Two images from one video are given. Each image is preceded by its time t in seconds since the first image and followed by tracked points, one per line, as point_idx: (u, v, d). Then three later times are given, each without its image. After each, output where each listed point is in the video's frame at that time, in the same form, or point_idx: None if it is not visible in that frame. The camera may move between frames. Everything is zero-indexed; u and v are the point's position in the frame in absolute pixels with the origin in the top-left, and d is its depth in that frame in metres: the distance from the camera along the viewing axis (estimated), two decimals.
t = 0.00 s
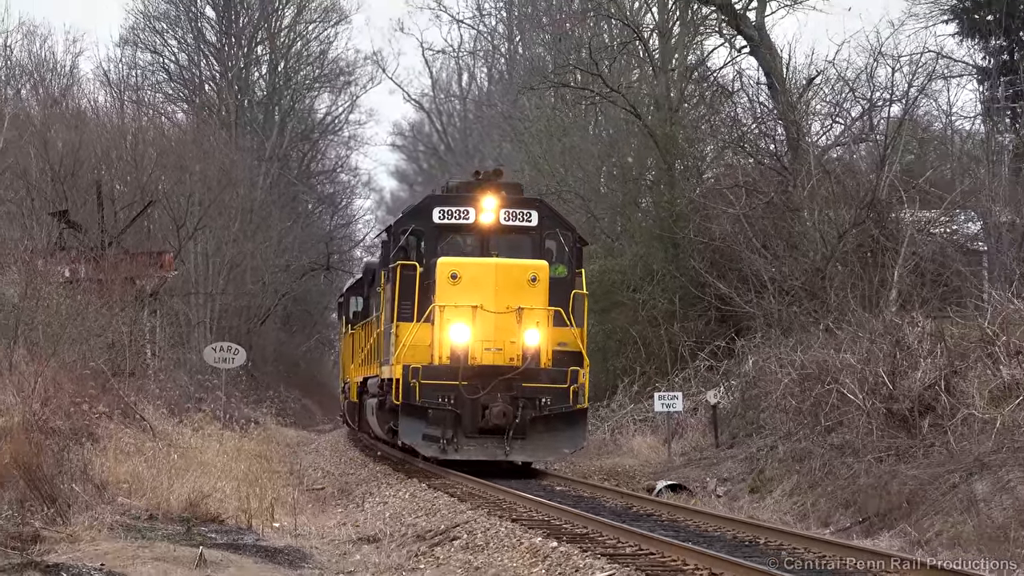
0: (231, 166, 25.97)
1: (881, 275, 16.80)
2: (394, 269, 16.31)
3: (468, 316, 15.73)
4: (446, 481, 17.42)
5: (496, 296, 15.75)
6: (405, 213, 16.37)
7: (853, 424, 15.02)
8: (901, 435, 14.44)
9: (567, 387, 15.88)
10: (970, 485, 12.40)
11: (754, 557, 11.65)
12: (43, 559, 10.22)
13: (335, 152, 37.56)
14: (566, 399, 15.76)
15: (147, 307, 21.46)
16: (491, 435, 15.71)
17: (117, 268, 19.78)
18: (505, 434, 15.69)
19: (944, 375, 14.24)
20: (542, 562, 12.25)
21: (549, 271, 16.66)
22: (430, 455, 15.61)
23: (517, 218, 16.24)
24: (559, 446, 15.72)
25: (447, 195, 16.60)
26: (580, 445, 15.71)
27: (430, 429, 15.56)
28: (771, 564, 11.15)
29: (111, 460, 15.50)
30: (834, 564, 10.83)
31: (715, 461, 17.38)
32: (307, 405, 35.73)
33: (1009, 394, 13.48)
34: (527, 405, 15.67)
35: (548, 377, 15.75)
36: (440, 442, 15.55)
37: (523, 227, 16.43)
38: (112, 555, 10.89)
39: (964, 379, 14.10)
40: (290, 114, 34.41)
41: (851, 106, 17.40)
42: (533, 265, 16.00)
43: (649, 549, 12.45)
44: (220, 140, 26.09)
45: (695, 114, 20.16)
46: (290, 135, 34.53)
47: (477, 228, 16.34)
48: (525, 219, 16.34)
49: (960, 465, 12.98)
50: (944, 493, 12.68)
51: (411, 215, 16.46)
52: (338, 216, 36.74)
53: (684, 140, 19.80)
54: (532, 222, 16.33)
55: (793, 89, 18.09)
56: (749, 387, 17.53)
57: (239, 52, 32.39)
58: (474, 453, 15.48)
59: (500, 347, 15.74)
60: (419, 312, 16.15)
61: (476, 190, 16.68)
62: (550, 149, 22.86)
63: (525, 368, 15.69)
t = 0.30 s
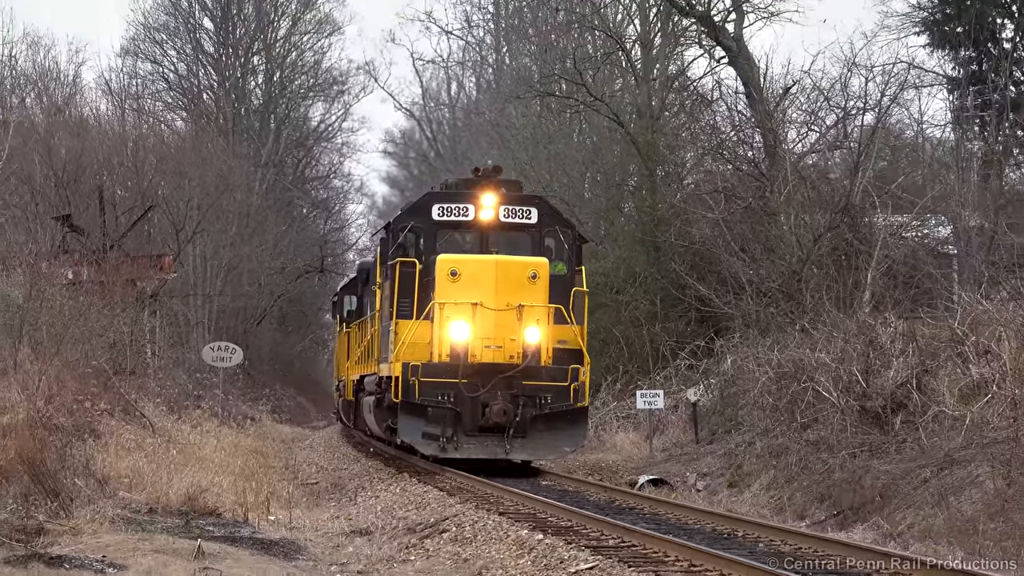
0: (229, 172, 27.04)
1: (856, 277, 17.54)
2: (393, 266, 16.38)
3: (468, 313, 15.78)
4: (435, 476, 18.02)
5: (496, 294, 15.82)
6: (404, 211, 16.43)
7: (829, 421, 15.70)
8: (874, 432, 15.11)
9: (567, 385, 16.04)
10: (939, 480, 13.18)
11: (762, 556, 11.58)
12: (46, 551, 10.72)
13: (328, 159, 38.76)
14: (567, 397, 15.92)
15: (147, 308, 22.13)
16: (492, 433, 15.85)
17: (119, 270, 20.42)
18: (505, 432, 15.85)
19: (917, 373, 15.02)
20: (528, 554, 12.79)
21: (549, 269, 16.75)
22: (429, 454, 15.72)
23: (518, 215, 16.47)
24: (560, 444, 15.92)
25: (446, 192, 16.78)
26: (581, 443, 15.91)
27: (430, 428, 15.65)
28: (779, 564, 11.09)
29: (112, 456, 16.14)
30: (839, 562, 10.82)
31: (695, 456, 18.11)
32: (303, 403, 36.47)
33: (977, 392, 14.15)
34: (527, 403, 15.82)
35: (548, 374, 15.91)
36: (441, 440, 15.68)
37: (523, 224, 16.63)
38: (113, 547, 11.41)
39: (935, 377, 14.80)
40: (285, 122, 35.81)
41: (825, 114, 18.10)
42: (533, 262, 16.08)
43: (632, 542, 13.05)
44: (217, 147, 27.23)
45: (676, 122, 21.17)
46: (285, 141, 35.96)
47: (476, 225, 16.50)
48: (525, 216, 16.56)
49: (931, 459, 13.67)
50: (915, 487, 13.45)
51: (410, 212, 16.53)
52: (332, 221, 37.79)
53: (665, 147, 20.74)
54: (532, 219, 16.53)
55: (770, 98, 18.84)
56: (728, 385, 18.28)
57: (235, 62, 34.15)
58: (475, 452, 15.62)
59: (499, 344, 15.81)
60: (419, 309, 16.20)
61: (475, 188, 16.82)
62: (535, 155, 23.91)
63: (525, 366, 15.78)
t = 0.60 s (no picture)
0: (226, 177, 28.06)
1: (830, 279, 18.16)
2: (393, 264, 16.34)
3: (468, 310, 15.71)
4: (426, 472, 18.63)
5: (497, 291, 15.73)
6: (403, 207, 16.45)
7: (804, 418, 16.36)
8: (848, 428, 15.80)
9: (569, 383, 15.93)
10: (911, 475, 13.75)
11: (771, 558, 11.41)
12: (48, 543, 11.28)
13: (322, 164, 39.72)
14: (568, 395, 15.79)
15: (146, 309, 22.84)
16: (493, 432, 15.76)
17: (120, 272, 21.07)
18: (506, 431, 15.76)
19: (889, 371, 15.66)
20: (514, 545, 13.32)
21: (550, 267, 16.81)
22: (429, 453, 15.66)
23: (517, 211, 16.50)
24: (561, 443, 15.90)
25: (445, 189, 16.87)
26: (582, 442, 15.91)
27: (430, 426, 15.60)
28: (790, 564, 10.94)
29: (112, 452, 16.77)
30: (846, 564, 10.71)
31: (677, 452, 18.87)
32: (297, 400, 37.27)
33: (947, 390, 14.70)
34: (528, 402, 15.72)
35: (549, 373, 15.81)
36: (441, 438, 15.64)
37: (523, 221, 16.66)
38: (113, 539, 11.99)
39: (906, 376, 15.54)
40: (281, 129, 37.05)
41: (801, 121, 18.80)
42: (534, 258, 15.97)
43: (615, 534, 13.57)
44: (215, 154, 28.29)
45: (658, 129, 21.91)
46: (281, 147, 37.17)
47: (475, 223, 16.53)
48: (525, 213, 16.61)
49: (903, 455, 14.30)
50: (888, 482, 14.05)
51: (410, 208, 16.53)
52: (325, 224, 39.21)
53: (648, 154, 21.58)
54: (532, 216, 16.56)
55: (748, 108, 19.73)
56: (707, 383, 19.09)
57: (232, 71, 35.44)
58: (475, 451, 15.52)
59: (500, 342, 15.74)
60: (419, 307, 16.15)
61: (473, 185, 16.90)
62: (524, 162, 24.95)
63: (527, 364, 15.68)
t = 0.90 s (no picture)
0: (223, 182, 28.92)
1: (806, 281, 18.89)
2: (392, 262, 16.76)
3: (469, 307, 16.16)
4: (416, 467, 19.35)
5: (498, 288, 16.19)
6: (404, 204, 17.04)
7: (781, 414, 16.97)
8: (823, 425, 16.48)
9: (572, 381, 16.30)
10: (885, 469, 14.59)
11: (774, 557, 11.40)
12: (52, 535, 11.82)
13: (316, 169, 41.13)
14: (571, 393, 16.18)
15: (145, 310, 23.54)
16: (495, 431, 16.13)
17: (120, 274, 21.73)
18: (509, 430, 16.11)
19: (863, 370, 16.39)
20: (501, 538, 13.95)
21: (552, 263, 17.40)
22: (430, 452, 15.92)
23: (518, 207, 17.08)
24: (564, 441, 16.30)
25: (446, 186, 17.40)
26: (585, 441, 16.29)
27: (432, 425, 15.95)
28: (790, 563, 10.98)
29: (113, 447, 17.43)
30: (849, 564, 10.75)
31: (658, 447, 19.69)
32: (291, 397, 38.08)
33: (919, 388, 15.46)
34: (531, 400, 16.07)
35: (552, 370, 16.18)
36: (443, 437, 15.96)
37: (524, 217, 17.23)
38: (115, 532, 12.58)
39: (879, 374, 16.28)
40: (276, 136, 38.39)
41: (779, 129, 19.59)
42: (535, 256, 16.46)
43: (598, 527, 14.22)
44: (213, 160, 29.11)
45: (640, 137, 22.83)
46: (276, 153, 38.44)
47: (477, 218, 17.14)
48: (526, 209, 17.17)
49: (876, 450, 15.18)
50: (862, 476, 14.92)
51: (410, 205, 17.12)
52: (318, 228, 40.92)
53: (630, 160, 22.45)
54: (534, 212, 17.11)
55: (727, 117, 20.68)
56: (688, 381, 19.72)
57: (229, 80, 36.71)
58: (478, 450, 15.88)
59: (501, 339, 16.17)
60: (419, 306, 16.50)
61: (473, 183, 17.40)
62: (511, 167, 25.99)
63: (529, 361, 16.07)
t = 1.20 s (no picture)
0: (221, 188, 29.69)
1: (783, 282, 19.54)
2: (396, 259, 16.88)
3: (472, 304, 16.15)
4: (407, 462, 20.05)
5: (502, 285, 16.20)
6: (405, 199, 17.15)
7: (758, 411, 17.72)
8: (799, 421, 17.16)
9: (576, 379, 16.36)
10: (859, 464, 15.23)
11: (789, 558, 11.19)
12: (55, 528, 12.34)
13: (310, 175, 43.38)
14: (574, 392, 16.20)
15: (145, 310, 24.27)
16: (499, 430, 16.14)
17: (121, 276, 22.43)
18: (513, 427, 16.16)
19: (838, 368, 17.06)
20: (489, 530, 14.53)
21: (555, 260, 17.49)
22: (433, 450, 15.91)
23: (521, 203, 17.14)
24: (567, 439, 16.29)
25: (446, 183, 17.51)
26: (589, 438, 16.29)
27: (434, 423, 15.87)
28: (799, 564, 10.84)
29: (113, 443, 18.07)
30: (844, 562, 10.82)
31: (640, 443, 20.43)
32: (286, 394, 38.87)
33: (891, 385, 16.33)
34: (534, 399, 16.12)
35: (556, 368, 16.23)
36: (445, 435, 15.87)
37: (526, 213, 17.30)
38: (115, 525, 13.13)
39: (854, 372, 17.01)
40: (271, 142, 40.76)
41: (757, 137, 20.44)
42: (539, 252, 16.50)
43: (582, 520, 14.77)
44: (210, 166, 29.86)
45: (623, 144, 23.63)
46: (271, 159, 40.64)
47: (478, 215, 17.22)
48: (528, 205, 17.24)
49: (852, 447, 15.72)
50: (837, 470, 15.47)
51: (411, 200, 17.21)
52: (313, 231, 43.18)
53: (613, 167, 23.25)
54: (535, 208, 17.19)
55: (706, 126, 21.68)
56: (670, 378, 20.50)
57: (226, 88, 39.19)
58: (481, 449, 15.87)
59: (505, 336, 16.18)
60: (419, 302, 16.71)
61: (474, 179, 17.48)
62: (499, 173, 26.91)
63: (533, 359, 16.10)
